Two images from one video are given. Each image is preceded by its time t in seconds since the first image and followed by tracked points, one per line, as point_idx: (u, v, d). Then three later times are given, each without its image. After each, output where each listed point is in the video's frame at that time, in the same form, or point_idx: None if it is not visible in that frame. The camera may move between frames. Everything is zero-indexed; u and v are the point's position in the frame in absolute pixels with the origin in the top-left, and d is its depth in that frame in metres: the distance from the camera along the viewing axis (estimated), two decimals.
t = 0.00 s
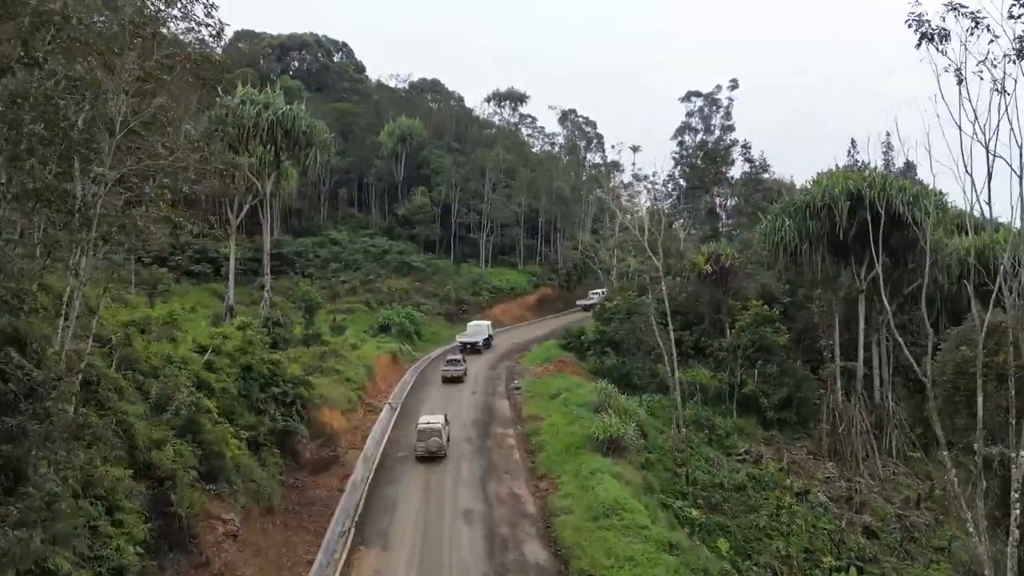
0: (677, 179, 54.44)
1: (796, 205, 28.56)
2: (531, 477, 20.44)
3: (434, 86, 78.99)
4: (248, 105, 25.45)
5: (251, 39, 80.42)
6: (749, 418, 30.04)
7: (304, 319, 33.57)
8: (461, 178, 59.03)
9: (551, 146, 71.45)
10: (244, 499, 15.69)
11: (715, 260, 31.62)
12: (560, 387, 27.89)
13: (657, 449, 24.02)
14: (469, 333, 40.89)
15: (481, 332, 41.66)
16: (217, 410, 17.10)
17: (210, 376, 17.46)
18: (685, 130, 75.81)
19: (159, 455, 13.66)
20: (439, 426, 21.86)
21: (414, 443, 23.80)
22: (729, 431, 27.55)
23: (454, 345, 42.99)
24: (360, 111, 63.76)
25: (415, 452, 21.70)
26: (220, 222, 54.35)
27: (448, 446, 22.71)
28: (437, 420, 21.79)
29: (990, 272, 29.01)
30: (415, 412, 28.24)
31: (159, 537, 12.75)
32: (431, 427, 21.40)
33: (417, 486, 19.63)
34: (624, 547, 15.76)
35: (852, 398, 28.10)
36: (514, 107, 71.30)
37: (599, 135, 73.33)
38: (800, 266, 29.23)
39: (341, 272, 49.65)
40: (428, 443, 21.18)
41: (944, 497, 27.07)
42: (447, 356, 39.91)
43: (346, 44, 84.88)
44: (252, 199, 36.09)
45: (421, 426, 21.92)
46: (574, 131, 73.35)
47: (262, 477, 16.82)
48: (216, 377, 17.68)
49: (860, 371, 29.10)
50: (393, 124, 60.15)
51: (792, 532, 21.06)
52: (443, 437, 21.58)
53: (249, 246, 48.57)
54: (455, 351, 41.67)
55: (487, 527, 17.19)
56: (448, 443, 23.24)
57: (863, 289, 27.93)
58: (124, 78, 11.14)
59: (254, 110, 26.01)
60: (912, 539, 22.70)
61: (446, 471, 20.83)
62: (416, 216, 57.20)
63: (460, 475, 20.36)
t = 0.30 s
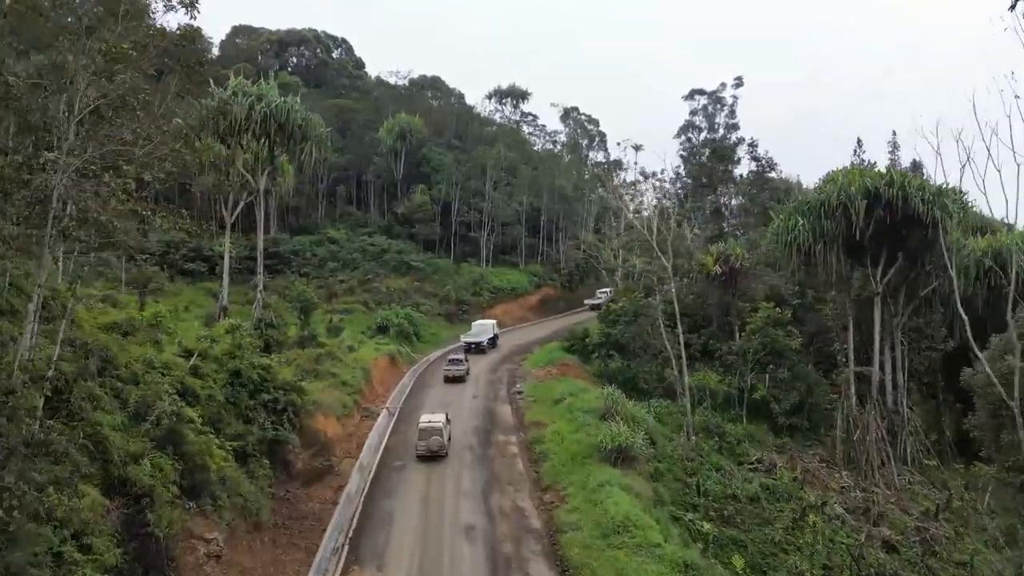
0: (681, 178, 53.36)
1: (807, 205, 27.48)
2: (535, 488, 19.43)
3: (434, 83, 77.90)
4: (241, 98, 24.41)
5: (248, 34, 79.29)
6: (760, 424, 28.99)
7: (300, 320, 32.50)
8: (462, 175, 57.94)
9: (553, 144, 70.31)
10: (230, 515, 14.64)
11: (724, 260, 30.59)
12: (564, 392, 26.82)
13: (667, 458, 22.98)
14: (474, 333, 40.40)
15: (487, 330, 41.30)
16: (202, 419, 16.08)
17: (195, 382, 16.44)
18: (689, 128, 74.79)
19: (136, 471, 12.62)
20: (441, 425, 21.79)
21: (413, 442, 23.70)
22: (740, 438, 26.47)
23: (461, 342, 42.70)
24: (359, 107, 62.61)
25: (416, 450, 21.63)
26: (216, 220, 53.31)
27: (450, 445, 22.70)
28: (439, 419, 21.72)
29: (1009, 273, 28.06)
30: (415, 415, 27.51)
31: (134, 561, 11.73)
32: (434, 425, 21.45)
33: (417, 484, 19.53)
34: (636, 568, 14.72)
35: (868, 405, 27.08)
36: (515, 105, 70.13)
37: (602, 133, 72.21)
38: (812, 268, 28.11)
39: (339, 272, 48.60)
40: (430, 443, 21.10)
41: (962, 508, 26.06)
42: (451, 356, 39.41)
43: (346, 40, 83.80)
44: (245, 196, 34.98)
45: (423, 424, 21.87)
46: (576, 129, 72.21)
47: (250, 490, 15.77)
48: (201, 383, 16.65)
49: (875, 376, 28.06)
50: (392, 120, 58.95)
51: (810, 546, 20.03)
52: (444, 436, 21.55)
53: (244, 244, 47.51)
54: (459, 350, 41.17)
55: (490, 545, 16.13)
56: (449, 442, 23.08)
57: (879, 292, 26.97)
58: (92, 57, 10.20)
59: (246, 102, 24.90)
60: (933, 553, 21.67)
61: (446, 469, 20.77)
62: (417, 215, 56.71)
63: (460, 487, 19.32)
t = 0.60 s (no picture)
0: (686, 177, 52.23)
1: (821, 204, 26.26)
2: (541, 502, 18.35)
3: (434, 79, 76.70)
4: (230, 89, 23.26)
5: (245, 30, 78.08)
6: (772, 431, 27.89)
7: (294, 321, 31.38)
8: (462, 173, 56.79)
9: (554, 141, 69.03)
10: (213, 535, 13.52)
11: (735, 261, 29.42)
12: (569, 398, 25.69)
13: (678, 468, 21.89)
14: (479, 332, 40.12)
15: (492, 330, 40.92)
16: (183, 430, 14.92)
17: (177, 390, 15.31)
18: (692, 127, 73.71)
19: (106, 489, 11.52)
20: (442, 424, 21.55)
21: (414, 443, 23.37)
22: (752, 446, 25.34)
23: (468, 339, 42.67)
24: (358, 103, 61.33)
25: (417, 450, 21.40)
26: (210, 217, 52.14)
27: (453, 444, 22.43)
28: (440, 418, 21.48)
29: None
30: (416, 418, 26.77)
31: None
32: (435, 426, 21.09)
33: (417, 484, 19.28)
34: None
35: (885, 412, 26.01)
36: (516, 101, 68.85)
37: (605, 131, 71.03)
38: (827, 271, 26.87)
39: (336, 271, 47.50)
40: (431, 442, 20.81)
41: (984, 521, 25.01)
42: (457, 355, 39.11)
43: (345, 35, 82.60)
44: (238, 193, 33.79)
45: (424, 424, 21.64)
46: (578, 127, 70.94)
47: (236, 507, 14.64)
48: (184, 391, 15.53)
49: (893, 382, 26.95)
50: (391, 116, 57.68)
51: (832, 563, 18.89)
52: (446, 435, 21.30)
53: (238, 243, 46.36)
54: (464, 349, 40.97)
55: (493, 565, 15.02)
56: (451, 442, 22.78)
57: (897, 295, 25.92)
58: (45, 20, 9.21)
59: (237, 92, 23.69)
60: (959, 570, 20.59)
61: (447, 470, 20.46)
62: (416, 213, 55.78)
63: (460, 500, 18.23)
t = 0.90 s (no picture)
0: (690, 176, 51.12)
1: (839, 202, 25.08)
2: (547, 518, 17.18)
3: (433, 75, 75.45)
4: (219, 78, 22.09)
5: (242, 24, 76.80)
6: (785, 439, 26.78)
7: (288, 322, 30.17)
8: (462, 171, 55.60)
9: (556, 139, 67.83)
10: (192, 561, 12.33)
11: (747, 260, 28.14)
12: (574, 405, 24.51)
13: (690, 480, 20.75)
14: (485, 331, 39.90)
15: (498, 329, 40.54)
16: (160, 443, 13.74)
17: (155, 400, 14.14)
18: (695, 125, 72.55)
19: (69, 514, 10.33)
20: (443, 425, 21.34)
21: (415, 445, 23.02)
22: (766, 455, 24.16)
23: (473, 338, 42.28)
24: (356, 99, 60.04)
25: (418, 451, 21.15)
26: (204, 215, 50.91)
27: (454, 444, 22.19)
28: (441, 418, 21.30)
29: None
30: (416, 423, 25.85)
31: None
32: (436, 425, 20.99)
33: (419, 485, 19.06)
34: None
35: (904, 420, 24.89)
36: (517, 98, 67.57)
37: (607, 128, 69.83)
38: (843, 272, 25.70)
39: (332, 270, 46.34)
40: (432, 443, 20.53)
41: (1007, 534, 23.90)
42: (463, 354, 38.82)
43: (343, 30, 81.36)
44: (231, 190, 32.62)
45: (424, 425, 21.39)
46: (580, 124, 69.68)
47: (218, 528, 13.43)
48: (163, 401, 14.36)
49: (912, 389, 25.78)
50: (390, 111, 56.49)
51: None
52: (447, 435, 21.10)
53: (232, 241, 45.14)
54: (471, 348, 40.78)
55: None
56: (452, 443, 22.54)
57: (917, 298, 24.80)
58: None
59: (227, 81, 22.45)
60: None
61: (448, 470, 20.27)
62: (414, 211, 54.71)
63: (461, 516, 17.09)
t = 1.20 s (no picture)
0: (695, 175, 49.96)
1: (857, 200, 23.95)
2: (554, 537, 16.00)
3: (432, 72, 74.17)
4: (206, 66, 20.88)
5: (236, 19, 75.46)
6: (799, 448, 25.64)
7: (280, 324, 28.96)
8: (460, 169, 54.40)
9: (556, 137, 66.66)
10: None
11: (758, 261, 26.88)
12: (580, 412, 23.33)
13: (705, 493, 19.60)
14: (491, 331, 39.39)
15: (505, 329, 39.97)
16: (133, 461, 12.54)
17: (129, 412, 12.96)
18: (698, 123, 71.40)
19: (24, 545, 9.13)
20: (443, 426, 21.08)
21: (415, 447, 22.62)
22: (782, 465, 23.01)
23: (477, 337, 41.64)
24: (353, 94, 58.83)
25: (418, 453, 20.82)
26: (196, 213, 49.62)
27: (455, 445, 21.87)
28: (441, 419, 21.04)
29: None
30: (414, 430, 24.83)
31: None
32: (437, 426, 20.73)
33: (419, 486, 18.70)
34: None
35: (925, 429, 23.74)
36: (517, 95, 66.33)
37: (609, 126, 68.66)
38: (860, 274, 24.55)
39: (328, 270, 45.16)
40: (433, 444, 20.21)
41: None
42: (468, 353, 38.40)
43: (340, 26, 80.08)
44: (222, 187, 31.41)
45: (425, 426, 21.06)
46: (581, 122, 68.48)
47: (197, 554, 12.22)
48: (137, 413, 13.18)
49: (933, 397, 24.63)
50: (388, 108, 55.82)
51: None
52: (448, 436, 20.81)
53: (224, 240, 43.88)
54: (477, 348, 40.29)
55: None
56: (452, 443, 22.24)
57: (939, 301, 23.64)
58: None
59: (214, 69, 21.23)
60: None
61: (449, 470, 20.00)
62: (412, 209, 53.58)
63: (463, 536, 15.85)
